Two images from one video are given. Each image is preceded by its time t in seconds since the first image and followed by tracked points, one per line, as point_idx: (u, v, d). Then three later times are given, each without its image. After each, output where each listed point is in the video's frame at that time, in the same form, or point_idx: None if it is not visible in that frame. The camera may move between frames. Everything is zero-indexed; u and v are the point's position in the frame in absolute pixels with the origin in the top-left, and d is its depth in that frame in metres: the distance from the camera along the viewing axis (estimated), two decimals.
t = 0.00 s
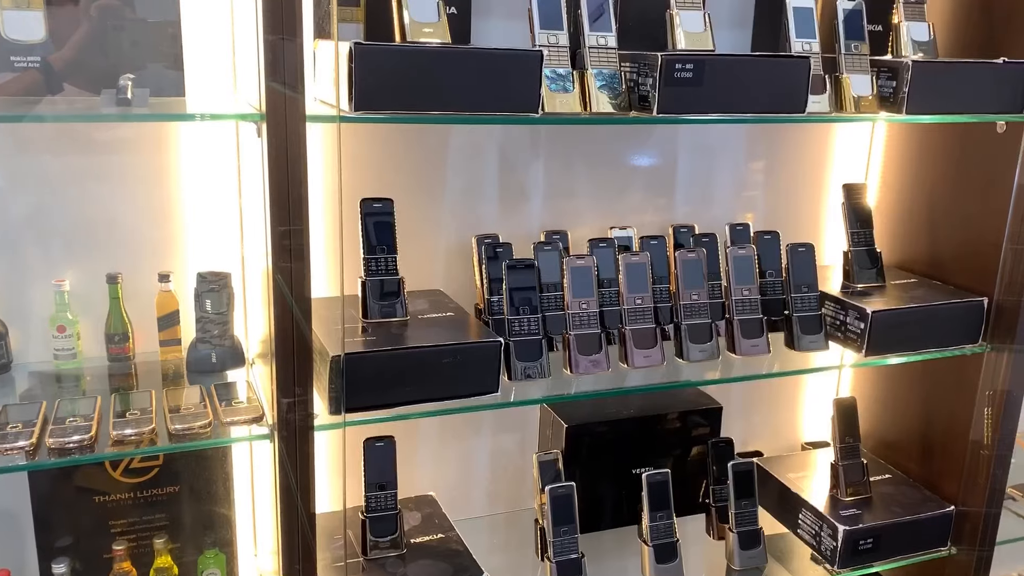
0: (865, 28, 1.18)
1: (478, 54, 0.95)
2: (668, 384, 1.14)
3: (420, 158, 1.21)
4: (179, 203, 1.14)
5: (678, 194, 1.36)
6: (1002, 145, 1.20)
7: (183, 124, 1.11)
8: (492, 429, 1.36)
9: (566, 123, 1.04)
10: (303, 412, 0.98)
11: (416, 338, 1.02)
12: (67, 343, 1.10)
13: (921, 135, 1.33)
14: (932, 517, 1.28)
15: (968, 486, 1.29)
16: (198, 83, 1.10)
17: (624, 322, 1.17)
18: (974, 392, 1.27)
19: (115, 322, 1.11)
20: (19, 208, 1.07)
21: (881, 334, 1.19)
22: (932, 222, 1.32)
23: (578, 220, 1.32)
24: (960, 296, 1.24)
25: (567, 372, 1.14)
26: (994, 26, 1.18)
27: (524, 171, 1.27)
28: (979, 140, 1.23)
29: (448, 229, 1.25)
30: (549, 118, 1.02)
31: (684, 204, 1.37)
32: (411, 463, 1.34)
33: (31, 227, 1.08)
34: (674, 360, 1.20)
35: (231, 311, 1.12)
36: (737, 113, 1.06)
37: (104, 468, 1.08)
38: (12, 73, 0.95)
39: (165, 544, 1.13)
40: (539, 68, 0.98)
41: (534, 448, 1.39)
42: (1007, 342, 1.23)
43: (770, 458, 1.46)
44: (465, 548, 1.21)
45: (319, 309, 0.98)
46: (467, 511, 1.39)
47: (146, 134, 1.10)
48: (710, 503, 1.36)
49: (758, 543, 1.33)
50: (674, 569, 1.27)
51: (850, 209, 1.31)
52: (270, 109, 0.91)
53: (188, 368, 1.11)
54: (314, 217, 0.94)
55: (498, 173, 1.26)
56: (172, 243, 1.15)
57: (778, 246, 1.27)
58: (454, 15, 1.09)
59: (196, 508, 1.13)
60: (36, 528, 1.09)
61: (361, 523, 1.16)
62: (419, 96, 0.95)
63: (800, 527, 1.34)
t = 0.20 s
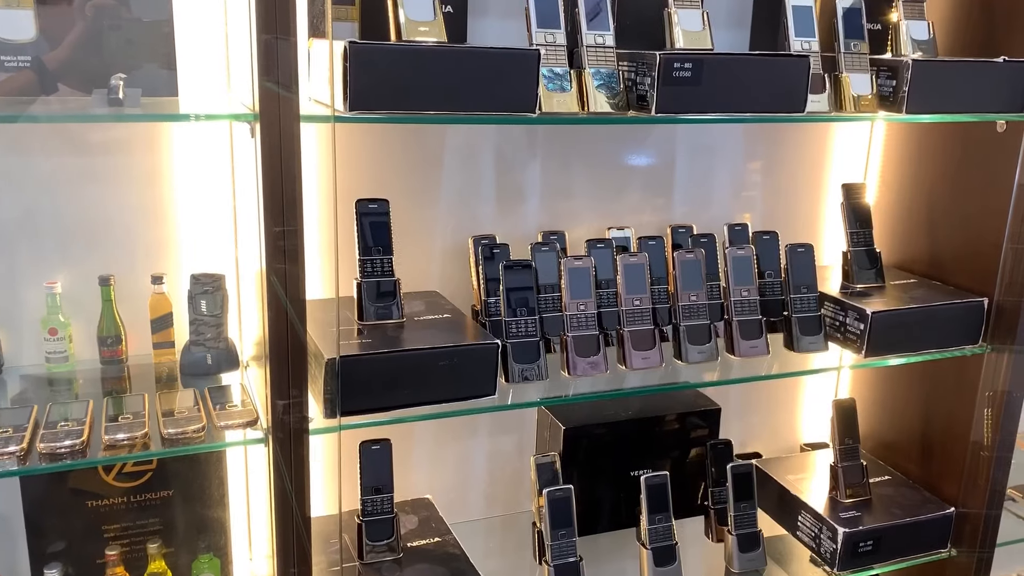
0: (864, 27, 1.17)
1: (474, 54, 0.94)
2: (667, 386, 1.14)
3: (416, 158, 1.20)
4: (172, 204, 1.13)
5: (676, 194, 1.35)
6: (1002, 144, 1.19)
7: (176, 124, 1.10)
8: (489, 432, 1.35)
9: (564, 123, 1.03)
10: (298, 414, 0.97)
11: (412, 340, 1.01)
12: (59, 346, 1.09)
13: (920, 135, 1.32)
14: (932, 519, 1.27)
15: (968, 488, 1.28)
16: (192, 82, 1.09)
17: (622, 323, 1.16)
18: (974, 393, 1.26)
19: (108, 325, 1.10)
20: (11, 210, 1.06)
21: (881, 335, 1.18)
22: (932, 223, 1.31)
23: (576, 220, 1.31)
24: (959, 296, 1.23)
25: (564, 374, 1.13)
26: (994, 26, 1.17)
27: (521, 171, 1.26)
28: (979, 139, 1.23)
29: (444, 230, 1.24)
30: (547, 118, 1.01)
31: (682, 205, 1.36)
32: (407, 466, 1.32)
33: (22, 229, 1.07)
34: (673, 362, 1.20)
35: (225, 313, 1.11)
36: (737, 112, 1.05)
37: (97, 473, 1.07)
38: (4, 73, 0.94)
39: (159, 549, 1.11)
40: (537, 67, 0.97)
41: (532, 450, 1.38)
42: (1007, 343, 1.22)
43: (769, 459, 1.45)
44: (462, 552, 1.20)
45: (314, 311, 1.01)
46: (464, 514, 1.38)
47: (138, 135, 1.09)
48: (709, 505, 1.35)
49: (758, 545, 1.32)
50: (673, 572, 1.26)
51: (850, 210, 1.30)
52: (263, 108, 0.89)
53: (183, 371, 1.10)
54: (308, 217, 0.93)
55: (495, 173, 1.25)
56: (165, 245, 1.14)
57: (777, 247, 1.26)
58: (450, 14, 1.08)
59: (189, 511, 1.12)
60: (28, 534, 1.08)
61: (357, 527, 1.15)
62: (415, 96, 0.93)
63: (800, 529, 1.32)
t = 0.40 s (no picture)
0: (865, 27, 1.16)
1: (472, 54, 0.93)
2: (668, 389, 1.13)
3: (412, 159, 1.19)
4: (165, 206, 1.11)
5: (675, 194, 1.34)
6: (1003, 144, 1.18)
7: (170, 125, 1.09)
8: (487, 435, 1.34)
9: (563, 123, 1.02)
10: (294, 418, 0.95)
11: (409, 344, 1.00)
12: (52, 350, 1.07)
13: (921, 136, 1.31)
14: (933, 522, 1.26)
15: (970, 490, 1.28)
16: (186, 83, 1.07)
17: (621, 326, 1.15)
18: (976, 394, 1.26)
19: (102, 328, 1.08)
20: (3, 212, 1.05)
21: (881, 337, 1.17)
22: (932, 224, 1.31)
23: (574, 222, 1.30)
24: (961, 297, 1.22)
25: (563, 377, 1.12)
26: (994, 25, 1.16)
27: (519, 172, 1.25)
28: (980, 140, 1.22)
29: (441, 231, 1.23)
30: (545, 119, 1.00)
31: (681, 206, 1.35)
32: (404, 469, 1.31)
33: (15, 232, 1.06)
34: (672, 365, 1.19)
35: (220, 317, 1.10)
36: (737, 113, 1.04)
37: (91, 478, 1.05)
38: None
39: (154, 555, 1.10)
40: (535, 67, 0.96)
41: (530, 453, 1.37)
42: (1009, 345, 1.22)
43: (768, 462, 1.44)
44: (460, 557, 1.18)
45: (310, 314, 0.99)
46: (462, 518, 1.37)
47: (132, 136, 1.08)
48: (709, 508, 1.35)
49: (758, 549, 1.31)
50: None
51: (850, 210, 1.29)
52: (261, 109, 0.90)
53: (177, 375, 1.09)
54: (305, 221, 0.92)
55: (492, 174, 1.24)
56: (158, 248, 1.12)
57: (777, 248, 1.25)
58: (448, 13, 1.07)
59: (184, 516, 1.11)
60: (20, 540, 1.06)
61: (354, 532, 1.14)
62: (412, 96, 0.92)
63: (800, 533, 1.31)
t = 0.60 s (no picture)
0: (866, 26, 1.15)
1: (471, 55, 0.92)
2: (668, 393, 1.12)
3: (409, 161, 1.18)
4: (160, 209, 1.10)
5: (674, 196, 1.33)
6: (1006, 146, 1.17)
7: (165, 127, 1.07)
8: (485, 439, 1.33)
9: (562, 125, 1.01)
10: (290, 422, 0.96)
11: (407, 348, 0.98)
12: (45, 355, 1.06)
13: (922, 137, 1.30)
14: (935, 526, 1.25)
15: (972, 493, 1.27)
16: (180, 85, 1.06)
17: (621, 329, 1.14)
18: (977, 397, 1.25)
19: (95, 333, 1.07)
20: None
21: (883, 340, 1.16)
22: (933, 225, 1.30)
23: (572, 224, 1.29)
24: (962, 300, 1.22)
25: (563, 381, 1.11)
26: (995, 25, 1.16)
27: (517, 173, 1.24)
28: (983, 141, 1.21)
29: (439, 234, 1.22)
30: (544, 121, 0.99)
31: (680, 207, 1.34)
32: (402, 474, 1.30)
33: (8, 236, 1.04)
34: (672, 368, 1.18)
35: (215, 321, 1.08)
36: (737, 114, 1.03)
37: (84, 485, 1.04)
38: None
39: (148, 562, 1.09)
40: (534, 68, 0.95)
41: (529, 457, 1.36)
42: (1011, 347, 1.21)
43: (768, 465, 1.44)
44: (458, 563, 1.17)
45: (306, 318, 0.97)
46: (461, 523, 1.36)
47: (126, 139, 1.07)
48: (708, 512, 1.33)
49: (759, 554, 1.30)
50: None
51: (851, 212, 1.28)
52: (255, 111, 0.89)
53: (172, 381, 1.07)
54: (300, 224, 0.90)
55: (490, 176, 1.22)
56: (153, 252, 1.11)
57: (777, 250, 1.25)
58: (445, 14, 1.06)
59: (179, 523, 1.09)
60: (13, 548, 1.05)
61: (351, 538, 1.12)
62: (410, 98, 0.91)
63: (800, 537, 1.30)
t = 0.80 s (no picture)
0: (868, 25, 1.14)
1: (469, 54, 0.91)
2: (668, 396, 1.11)
3: (407, 161, 1.17)
4: (155, 211, 1.09)
5: (674, 197, 1.32)
6: (1008, 145, 1.16)
7: (159, 127, 1.06)
8: (484, 442, 1.32)
9: (562, 125, 0.99)
10: (287, 424, 0.95)
11: (404, 351, 0.97)
12: (38, 359, 1.04)
13: (923, 137, 1.29)
14: (937, 528, 1.24)
15: (974, 495, 1.26)
16: (173, 85, 1.04)
17: (621, 331, 1.13)
18: (980, 399, 1.24)
19: (89, 336, 1.06)
20: None
21: (885, 341, 1.15)
22: (935, 226, 1.29)
23: (571, 225, 1.27)
24: (965, 300, 1.21)
25: (562, 384, 1.10)
26: (998, 23, 1.14)
27: (515, 174, 1.22)
28: (985, 139, 1.20)
29: (437, 235, 1.21)
30: (543, 121, 0.98)
31: (680, 208, 1.33)
32: (400, 478, 1.29)
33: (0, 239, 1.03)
34: (672, 370, 1.17)
35: (211, 323, 1.07)
36: (739, 114, 1.02)
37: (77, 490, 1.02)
38: None
39: (143, 567, 1.07)
40: (534, 67, 0.94)
41: (528, 460, 1.35)
42: (1013, 348, 1.20)
43: (769, 467, 1.43)
44: (457, 567, 1.16)
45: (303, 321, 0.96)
46: (459, 527, 1.35)
47: (119, 139, 1.05)
48: (708, 515, 1.32)
49: (760, 557, 1.29)
50: None
51: (852, 211, 1.27)
52: (250, 109, 0.90)
53: (167, 385, 1.06)
54: (296, 227, 0.88)
55: (488, 176, 1.21)
56: (147, 254, 1.10)
57: (778, 251, 1.23)
58: (442, 12, 1.05)
59: (174, 527, 1.07)
60: (6, 555, 1.03)
61: (349, 543, 1.11)
62: (406, 98, 0.90)
63: (801, 540, 1.29)
